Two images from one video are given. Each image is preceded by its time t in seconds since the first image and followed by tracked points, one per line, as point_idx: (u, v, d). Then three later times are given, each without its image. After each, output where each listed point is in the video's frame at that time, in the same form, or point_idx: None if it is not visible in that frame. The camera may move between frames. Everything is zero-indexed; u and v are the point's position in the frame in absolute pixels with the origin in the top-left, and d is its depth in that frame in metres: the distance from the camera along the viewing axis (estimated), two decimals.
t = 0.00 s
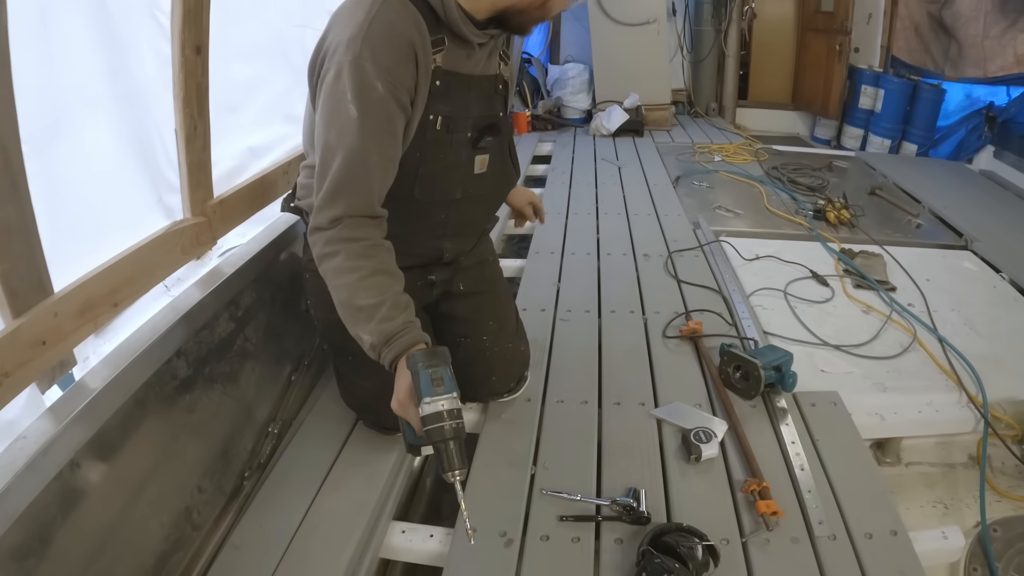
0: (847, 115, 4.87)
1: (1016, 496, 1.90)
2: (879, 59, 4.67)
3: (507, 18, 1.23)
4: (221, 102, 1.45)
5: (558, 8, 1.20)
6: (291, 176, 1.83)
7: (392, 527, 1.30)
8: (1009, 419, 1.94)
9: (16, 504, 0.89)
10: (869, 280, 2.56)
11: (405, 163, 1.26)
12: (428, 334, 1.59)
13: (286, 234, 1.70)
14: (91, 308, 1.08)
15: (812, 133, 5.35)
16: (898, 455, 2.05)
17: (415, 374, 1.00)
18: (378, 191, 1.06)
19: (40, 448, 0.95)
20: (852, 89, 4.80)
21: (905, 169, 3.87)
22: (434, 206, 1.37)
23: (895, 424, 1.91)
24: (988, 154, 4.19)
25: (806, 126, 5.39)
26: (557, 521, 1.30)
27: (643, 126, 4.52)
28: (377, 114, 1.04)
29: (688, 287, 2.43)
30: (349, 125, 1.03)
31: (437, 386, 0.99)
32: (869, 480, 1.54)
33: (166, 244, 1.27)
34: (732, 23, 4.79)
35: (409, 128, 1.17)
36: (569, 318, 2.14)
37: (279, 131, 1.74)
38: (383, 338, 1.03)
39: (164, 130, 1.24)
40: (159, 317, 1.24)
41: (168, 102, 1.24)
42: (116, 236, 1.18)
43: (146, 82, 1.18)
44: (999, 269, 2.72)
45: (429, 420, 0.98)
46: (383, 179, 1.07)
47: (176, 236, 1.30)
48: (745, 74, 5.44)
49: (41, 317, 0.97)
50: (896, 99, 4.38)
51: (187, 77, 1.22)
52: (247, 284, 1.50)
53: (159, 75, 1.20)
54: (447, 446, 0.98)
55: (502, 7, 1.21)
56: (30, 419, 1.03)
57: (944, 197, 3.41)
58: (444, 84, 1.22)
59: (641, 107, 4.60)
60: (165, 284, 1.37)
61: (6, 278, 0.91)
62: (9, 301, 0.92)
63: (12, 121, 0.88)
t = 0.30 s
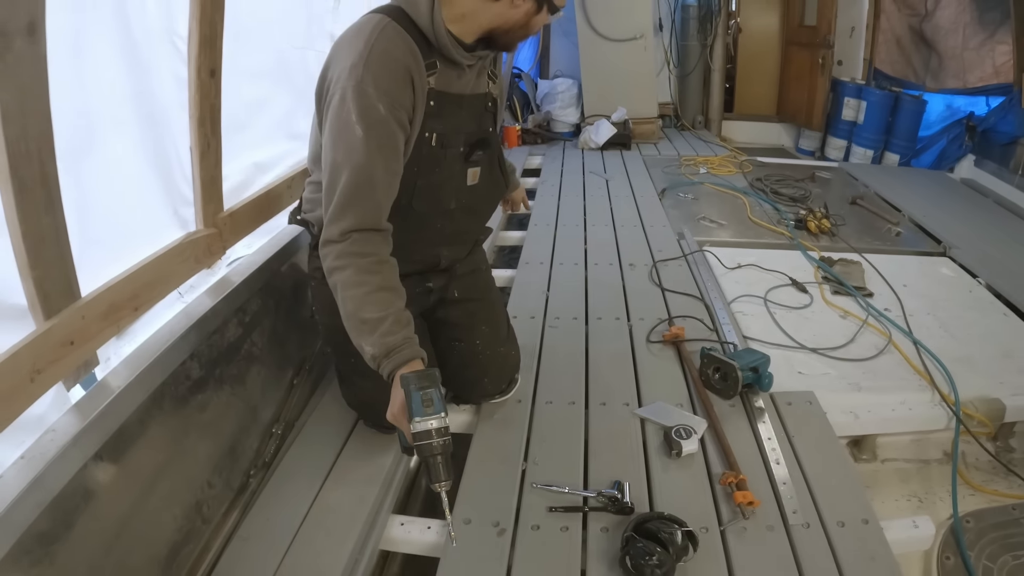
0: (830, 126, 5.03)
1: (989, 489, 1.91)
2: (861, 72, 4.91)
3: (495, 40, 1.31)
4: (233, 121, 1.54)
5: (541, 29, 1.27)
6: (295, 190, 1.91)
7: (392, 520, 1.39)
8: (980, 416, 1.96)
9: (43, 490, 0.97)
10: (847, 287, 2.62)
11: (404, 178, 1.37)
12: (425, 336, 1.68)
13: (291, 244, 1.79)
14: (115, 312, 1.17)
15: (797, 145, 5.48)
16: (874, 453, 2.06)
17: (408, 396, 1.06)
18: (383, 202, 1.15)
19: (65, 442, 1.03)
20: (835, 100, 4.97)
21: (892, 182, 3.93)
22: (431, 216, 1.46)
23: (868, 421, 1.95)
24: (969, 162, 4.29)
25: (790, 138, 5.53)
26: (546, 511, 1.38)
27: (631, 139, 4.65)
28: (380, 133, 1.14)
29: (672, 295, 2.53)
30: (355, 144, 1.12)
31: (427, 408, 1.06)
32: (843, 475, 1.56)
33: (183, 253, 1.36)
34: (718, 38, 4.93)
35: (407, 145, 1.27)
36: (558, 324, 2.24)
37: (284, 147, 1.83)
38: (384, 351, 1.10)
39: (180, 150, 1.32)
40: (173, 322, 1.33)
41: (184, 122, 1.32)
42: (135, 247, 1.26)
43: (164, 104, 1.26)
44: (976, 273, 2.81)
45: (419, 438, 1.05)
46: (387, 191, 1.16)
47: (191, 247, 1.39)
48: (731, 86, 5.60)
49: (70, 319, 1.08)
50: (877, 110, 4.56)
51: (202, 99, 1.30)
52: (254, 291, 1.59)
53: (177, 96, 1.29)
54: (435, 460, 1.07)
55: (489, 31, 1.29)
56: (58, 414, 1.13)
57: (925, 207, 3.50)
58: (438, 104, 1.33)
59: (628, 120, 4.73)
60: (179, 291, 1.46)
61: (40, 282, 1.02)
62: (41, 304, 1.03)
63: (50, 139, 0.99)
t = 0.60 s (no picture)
0: (814, 137, 5.16)
1: (971, 489, 1.98)
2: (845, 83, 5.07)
3: (482, 56, 1.40)
4: (236, 142, 1.60)
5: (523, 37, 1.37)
6: (296, 209, 1.97)
7: (393, 529, 1.43)
8: (962, 419, 2.03)
9: (62, 504, 1.02)
10: (831, 296, 2.71)
11: (401, 196, 1.43)
12: (425, 350, 1.73)
13: (291, 261, 1.84)
14: (126, 330, 1.22)
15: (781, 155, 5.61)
16: (859, 456, 2.12)
17: (394, 403, 1.09)
18: (377, 223, 1.19)
19: (81, 458, 1.07)
20: (819, 111, 5.10)
21: (875, 192, 4.03)
22: (430, 233, 1.52)
23: (852, 425, 2.01)
24: (950, 170, 4.41)
25: (774, 149, 5.65)
26: (543, 517, 1.43)
27: (618, 153, 4.74)
28: (373, 156, 1.18)
29: (661, 306, 2.60)
30: (349, 167, 1.16)
31: (413, 412, 1.09)
32: (829, 478, 1.62)
33: (189, 273, 1.41)
34: (703, 52, 5.07)
35: (401, 166, 1.33)
36: (550, 336, 2.30)
37: (284, 166, 1.89)
38: (373, 364, 1.12)
39: (186, 170, 1.37)
40: (180, 340, 1.38)
41: (191, 145, 1.37)
42: (143, 267, 1.30)
43: (172, 128, 1.31)
44: (958, 280, 2.89)
45: (408, 443, 1.09)
46: (380, 213, 1.19)
47: (196, 266, 1.44)
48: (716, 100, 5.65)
49: (85, 338, 1.12)
50: (861, 121, 4.70)
51: (208, 122, 1.36)
52: (257, 308, 1.64)
53: (184, 120, 1.34)
54: (425, 463, 1.11)
55: (476, 47, 1.38)
56: (73, 430, 1.18)
57: (907, 217, 3.59)
58: (431, 123, 1.38)
59: (616, 134, 4.82)
60: (186, 311, 1.51)
61: (57, 302, 1.06)
62: (58, 324, 1.07)
63: (66, 166, 1.02)
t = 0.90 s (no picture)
0: (800, 145, 5.26)
1: (961, 488, 2.04)
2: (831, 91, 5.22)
3: (456, 68, 1.36)
4: (239, 157, 1.63)
5: (477, 45, 1.27)
6: (295, 223, 2.00)
7: (399, 539, 1.46)
8: (950, 420, 2.09)
9: (78, 520, 1.03)
10: (820, 302, 2.76)
11: (405, 209, 1.46)
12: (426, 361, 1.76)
13: (292, 275, 1.87)
14: (136, 346, 1.24)
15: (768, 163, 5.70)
16: (851, 458, 2.16)
17: (401, 379, 1.11)
18: (376, 238, 1.22)
19: (95, 476, 1.10)
20: (805, 120, 5.20)
21: (861, 199, 4.10)
22: (431, 246, 1.56)
23: (844, 429, 2.06)
24: (935, 176, 4.46)
25: (761, 157, 5.74)
26: (546, 524, 1.46)
27: (607, 163, 4.80)
28: (374, 175, 1.20)
29: (654, 315, 2.64)
30: (349, 185, 1.18)
31: (419, 388, 1.10)
32: (822, 480, 1.66)
33: (196, 289, 1.44)
34: (690, 62, 5.16)
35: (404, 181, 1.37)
36: (546, 347, 2.34)
37: (284, 180, 1.92)
38: (380, 357, 1.15)
39: (192, 186, 1.40)
40: (187, 356, 1.41)
41: (197, 161, 1.40)
42: (151, 282, 1.33)
43: (179, 145, 1.34)
44: (944, 285, 2.96)
45: (412, 416, 1.09)
46: (380, 229, 1.23)
47: (204, 281, 1.47)
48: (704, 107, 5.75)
49: (96, 354, 1.14)
50: (846, 128, 4.82)
51: (214, 138, 1.39)
52: (261, 323, 1.67)
53: (190, 136, 1.37)
54: (428, 439, 1.09)
55: (451, 55, 1.36)
56: (84, 445, 1.19)
57: (892, 223, 3.67)
58: (433, 138, 1.41)
59: (605, 145, 4.89)
60: (194, 324, 1.54)
61: (69, 319, 1.07)
62: (70, 340, 1.08)
63: (79, 182, 1.04)
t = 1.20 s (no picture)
0: (791, 151, 5.34)
1: (955, 484, 2.08)
2: (820, 98, 5.29)
3: (477, 84, 1.44)
4: (246, 163, 1.65)
5: (514, 67, 1.39)
6: (299, 228, 2.02)
7: (407, 539, 1.48)
8: (943, 417, 2.12)
9: (93, 522, 1.03)
10: (814, 304, 2.80)
11: (411, 216, 1.49)
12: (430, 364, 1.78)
13: (296, 280, 1.89)
14: (148, 349, 1.25)
15: (760, 169, 5.81)
16: (847, 456, 2.20)
17: (414, 406, 1.15)
18: (385, 249, 1.24)
19: (110, 477, 1.09)
20: (795, 126, 5.28)
21: (852, 204, 4.16)
22: (435, 252, 1.59)
23: (840, 428, 2.09)
24: (925, 179, 4.56)
25: (753, 162, 5.86)
26: (553, 522, 1.49)
27: (601, 169, 4.85)
28: (382, 186, 1.22)
29: (651, 319, 2.66)
30: (357, 199, 1.20)
31: (432, 417, 1.15)
32: (821, 477, 1.69)
33: (204, 293, 1.46)
34: (682, 69, 5.22)
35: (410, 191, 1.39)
36: (546, 350, 2.37)
37: (287, 187, 1.95)
38: (391, 372, 1.19)
39: (203, 190, 1.42)
40: (196, 358, 1.42)
41: (207, 166, 1.43)
42: (161, 287, 1.35)
43: (190, 149, 1.36)
44: (934, 287, 3.01)
45: (425, 444, 1.15)
46: (389, 239, 1.25)
47: (211, 285, 1.48)
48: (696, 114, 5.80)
49: (111, 356, 1.14)
50: (836, 134, 4.89)
51: (224, 143, 1.41)
52: (267, 327, 1.69)
53: (201, 141, 1.40)
54: (440, 464, 1.18)
55: (470, 73, 1.42)
56: (97, 448, 1.18)
57: (883, 226, 3.73)
58: (437, 147, 1.45)
59: (599, 151, 4.94)
60: (201, 329, 1.55)
61: (85, 321, 1.07)
62: (84, 342, 1.09)
63: (97, 184, 1.05)
